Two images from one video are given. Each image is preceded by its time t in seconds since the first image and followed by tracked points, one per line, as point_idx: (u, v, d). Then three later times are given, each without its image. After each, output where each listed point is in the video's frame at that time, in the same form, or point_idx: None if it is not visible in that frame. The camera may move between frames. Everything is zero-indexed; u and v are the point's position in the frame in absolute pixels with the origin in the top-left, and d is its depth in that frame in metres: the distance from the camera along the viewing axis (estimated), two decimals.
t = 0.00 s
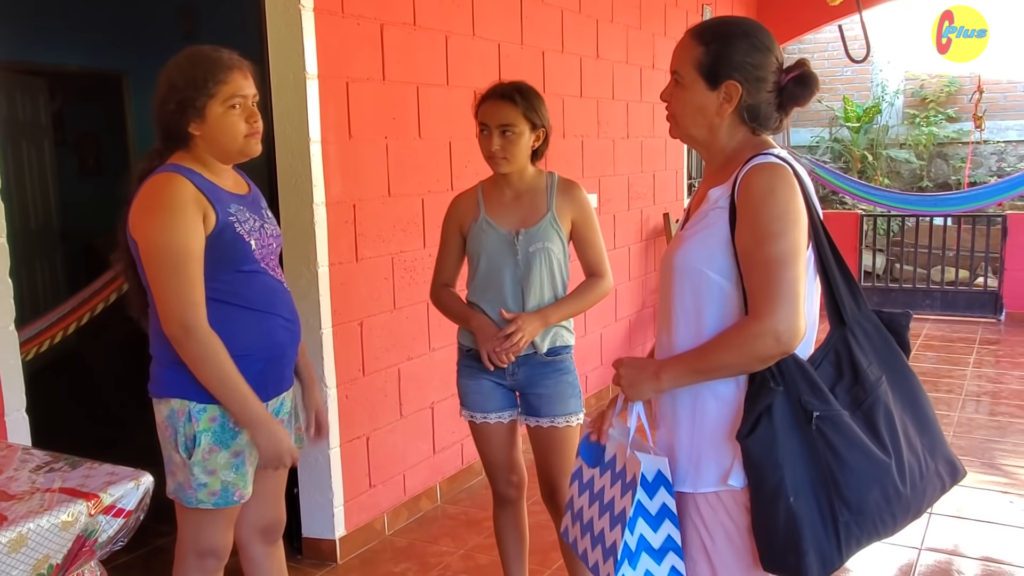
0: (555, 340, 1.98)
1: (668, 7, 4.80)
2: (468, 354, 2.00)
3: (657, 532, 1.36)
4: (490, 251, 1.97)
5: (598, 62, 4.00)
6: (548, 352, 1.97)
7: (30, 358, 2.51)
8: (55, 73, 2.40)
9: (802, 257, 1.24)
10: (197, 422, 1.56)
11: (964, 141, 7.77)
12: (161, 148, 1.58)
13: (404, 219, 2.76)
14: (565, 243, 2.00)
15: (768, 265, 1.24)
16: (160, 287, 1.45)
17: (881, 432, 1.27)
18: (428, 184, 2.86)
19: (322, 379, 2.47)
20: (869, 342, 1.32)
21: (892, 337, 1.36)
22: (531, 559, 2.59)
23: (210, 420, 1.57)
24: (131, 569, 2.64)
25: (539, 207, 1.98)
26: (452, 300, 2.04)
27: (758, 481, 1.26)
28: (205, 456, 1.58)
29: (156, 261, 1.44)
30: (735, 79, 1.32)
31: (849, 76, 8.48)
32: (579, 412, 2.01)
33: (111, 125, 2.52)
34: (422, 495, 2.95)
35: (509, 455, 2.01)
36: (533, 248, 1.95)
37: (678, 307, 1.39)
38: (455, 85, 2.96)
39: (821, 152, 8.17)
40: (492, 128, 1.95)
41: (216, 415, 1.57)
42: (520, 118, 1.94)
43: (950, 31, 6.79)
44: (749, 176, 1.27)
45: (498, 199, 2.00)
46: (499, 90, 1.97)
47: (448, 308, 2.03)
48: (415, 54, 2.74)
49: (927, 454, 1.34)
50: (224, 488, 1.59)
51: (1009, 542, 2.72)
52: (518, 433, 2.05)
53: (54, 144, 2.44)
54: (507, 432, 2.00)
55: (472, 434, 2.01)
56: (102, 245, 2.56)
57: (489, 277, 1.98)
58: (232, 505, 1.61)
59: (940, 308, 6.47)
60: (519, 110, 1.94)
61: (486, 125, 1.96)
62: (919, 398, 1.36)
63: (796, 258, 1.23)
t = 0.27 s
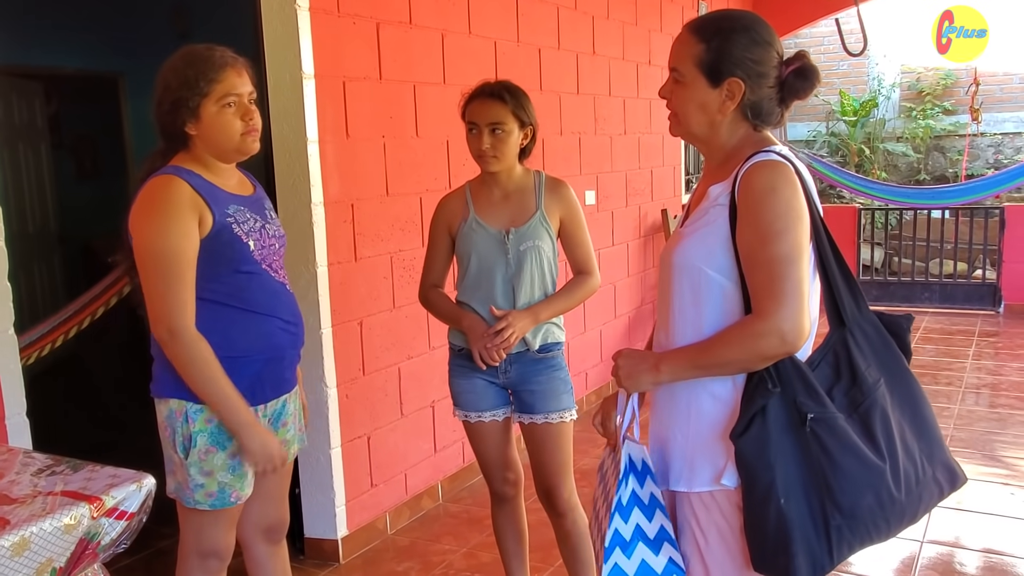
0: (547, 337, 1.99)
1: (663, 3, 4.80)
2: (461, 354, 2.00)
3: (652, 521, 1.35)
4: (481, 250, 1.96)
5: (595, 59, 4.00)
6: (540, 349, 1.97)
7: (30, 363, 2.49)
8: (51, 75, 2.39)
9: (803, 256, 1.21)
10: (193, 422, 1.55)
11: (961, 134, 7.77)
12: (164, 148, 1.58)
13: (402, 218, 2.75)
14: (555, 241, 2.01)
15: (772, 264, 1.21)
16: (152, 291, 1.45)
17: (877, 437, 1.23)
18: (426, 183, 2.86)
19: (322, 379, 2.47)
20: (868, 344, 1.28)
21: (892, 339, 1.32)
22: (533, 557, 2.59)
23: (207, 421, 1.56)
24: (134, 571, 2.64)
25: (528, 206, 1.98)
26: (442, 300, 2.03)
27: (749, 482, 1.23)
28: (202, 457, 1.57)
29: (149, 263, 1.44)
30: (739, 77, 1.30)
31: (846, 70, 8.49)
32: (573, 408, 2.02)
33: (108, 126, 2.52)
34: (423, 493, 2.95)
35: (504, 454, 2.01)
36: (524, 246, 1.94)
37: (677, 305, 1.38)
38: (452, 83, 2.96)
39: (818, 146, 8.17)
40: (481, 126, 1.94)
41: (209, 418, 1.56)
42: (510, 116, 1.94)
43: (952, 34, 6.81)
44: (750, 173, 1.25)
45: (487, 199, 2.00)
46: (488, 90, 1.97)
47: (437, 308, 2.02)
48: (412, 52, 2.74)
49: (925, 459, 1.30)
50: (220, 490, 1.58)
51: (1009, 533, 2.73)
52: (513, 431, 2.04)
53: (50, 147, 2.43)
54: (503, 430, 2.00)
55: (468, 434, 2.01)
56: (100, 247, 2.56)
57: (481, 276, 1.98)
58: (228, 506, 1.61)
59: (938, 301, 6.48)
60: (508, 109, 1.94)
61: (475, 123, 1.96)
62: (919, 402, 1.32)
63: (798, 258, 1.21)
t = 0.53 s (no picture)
0: (546, 334, 1.99)
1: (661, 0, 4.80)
2: (461, 355, 1.99)
3: (643, 509, 1.32)
4: (478, 251, 1.96)
5: (593, 57, 4.00)
6: (540, 346, 1.98)
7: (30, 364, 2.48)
8: (49, 78, 2.39)
9: (803, 258, 1.19)
10: (203, 423, 1.56)
11: (960, 129, 7.77)
12: (171, 148, 1.58)
13: (402, 217, 2.75)
14: (551, 237, 2.01)
15: (772, 266, 1.18)
16: (150, 296, 1.44)
17: (872, 442, 1.21)
18: (425, 182, 2.86)
19: (324, 380, 2.47)
20: (865, 348, 1.26)
21: (890, 344, 1.30)
22: (537, 556, 2.59)
23: (216, 421, 1.57)
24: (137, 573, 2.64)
25: (523, 204, 1.98)
26: (438, 301, 2.02)
27: (740, 486, 1.21)
28: (211, 457, 1.57)
29: (150, 268, 1.43)
30: (737, 76, 1.29)
31: (844, 66, 8.49)
32: (573, 404, 2.03)
33: (106, 129, 2.51)
34: (425, 493, 2.95)
35: (506, 454, 2.01)
36: (522, 245, 1.95)
37: (673, 306, 1.36)
38: (451, 82, 2.95)
39: (817, 143, 8.17)
40: (478, 125, 1.93)
41: (221, 415, 1.58)
42: (505, 114, 1.94)
43: (952, 34, 6.81)
44: (748, 173, 1.22)
45: (482, 198, 2.00)
46: (481, 88, 1.97)
47: (433, 310, 2.01)
48: (410, 51, 2.74)
49: (921, 466, 1.28)
50: (229, 489, 1.59)
51: (1011, 528, 2.73)
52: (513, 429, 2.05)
53: (48, 150, 2.43)
54: (504, 429, 2.00)
55: (468, 434, 2.01)
56: (100, 249, 2.56)
57: (478, 276, 1.97)
58: (238, 506, 1.62)
59: (938, 296, 6.48)
60: (504, 107, 1.94)
61: (470, 123, 1.95)
62: (916, 408, 1.29)
63: (797, 260, 1.18)
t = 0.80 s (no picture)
0: (548, 332, 2.00)
1: None
2: (462, 356, 1.98)
3: (628, 480, 1.37)
4: (478, 250, 1.95)
5: (590, 55, 4.00)
6: (542, 345, 1.98)
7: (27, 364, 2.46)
8: (46, 82, 2.37)
9: (794, 259, 1.17)
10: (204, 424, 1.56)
11: (958, 123, 7.77)
12: (170, 150, 1.57)
13: (400, 218, 2.75)
14: (550, 234, 2.02)
15: (762, 268, 1.16)
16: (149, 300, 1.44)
17: (864, 447, 1.20)
18: (424, 182, 2.85)
19: (324, 381, 2.47)
20: (858, 351, 1.25)
21: (883, 348, 1.28)
22: (538, 555, 2.59)
23: (217, 423, 1.57)
24: None
25: (522, 203, 1.98)
26: (437, 304, 2.01)
27: (730, 491, 1.20)
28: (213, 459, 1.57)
29: (148, 270, 1.43)
30: (713, 75, 1.26)
31: (841, 62, 8.49)
32: (574, 403, 2.03)
33: (103, 132, 2.52)
34: (427, 493, 2.94)
35: (508, 455, 2.00)
36: (522, 243, 1.95)
37: (663, 309, 1.35)
38: (448, 81, 2.95)
39: (815, 139, 8.17)
40: (477, 124, 1.93)
41: (222, 417, 1.57)
42: (503, 113, 1.94)
43: (952, 34, 6.80)
44: (739, 173, 1.21)
45: (479, 197, 1.99)
46: (477, 87, 1.97)
47: (433, 313, 2.00)
48: (407, 51, 2.73)
49: (914, 471, 1.26)
50: (232, 490, 1.59)
51: (1013, 522, 2.73)
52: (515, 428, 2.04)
53: (46, 153, 2.41)
54: (507, 429, 2.00)
55: (470, 435, 2.00)
56: (98, 251, 2.56)
57: (478, 277, 1.97)
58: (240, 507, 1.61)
59: (938, 291, 6.47)
60: (502, 106, 1.94)
61: (469, 123, 1.95)
62: (909, 413, 1.28)
63: (788, 261, 1.16)
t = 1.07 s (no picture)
0: (551, 332, 2.00)
1: None
2: (466, 357, 1.97)
3: (633, 481, 1.38)
4: (481, 250, 1.95)
5: (588, 54, 4.00)
6: (546, 345, 1.98)
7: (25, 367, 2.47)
8: (44, 86, 2.38)
9: (783, 260, 1.16)
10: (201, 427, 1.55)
11: (956, 119, 7.77)
12: (168, 152, 1.57)
13: (399, 219, 2.75)
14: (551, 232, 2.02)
15: (750, 269, 1.16)
16: (149, 302, 1.44)
17: (858, 451, 1.18)
18: (422, 183, 2.85)
19: (325, 382, 2.47)
20: (851, 351, 1.23)
21: (879, 348, 1.27)
22: (541, 554, 2.59)
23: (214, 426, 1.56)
24: None
25: (523, 202, 1.98)
26: (439, 306, 2.00)
27: (722, 496, 1.20)
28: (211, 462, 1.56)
29: (146, 273, 1.43)
30: (696, 75, 1.26)
31: (839, 58, 8.48)
32: (578, 402, 2.03)
33: (102, 136, 2.51)
34: (429, 494, 2.94)
35: (514, 456, 2.01)
36: (524, 242, 1.95)
37: (657, 312, 1.35)
38: (446, 82, 2.95)
39: (814, 135, 8.17)
40: (479, 124, 1.93)
41: (219, 420, 1.57)
42: (504, 112, 1.95)
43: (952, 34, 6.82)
44: (726, 174, 1.20)
45: (480, 197, 1.99)
46: (476, 87, 1.97)
47: (438, 315, 1.99)
48: (405, 52, 2.73)
49: (912, 473, 1.24)
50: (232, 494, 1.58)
51: (1015, 517, 2.73)
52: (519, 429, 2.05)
53: (45, 157, 2.42)
54: (511, 429, 2.00)
55: (474, 436, 2.00)
56: (97, 254, 2.55)
57: (482, 277, 1.96)
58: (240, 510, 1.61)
59: (938, 287, 6.47)
60: (503, 105, 1.95)
61: (470, 122, 1.94)
62: (906, 414, 1.26)
63: (777, 262, 1.15)
